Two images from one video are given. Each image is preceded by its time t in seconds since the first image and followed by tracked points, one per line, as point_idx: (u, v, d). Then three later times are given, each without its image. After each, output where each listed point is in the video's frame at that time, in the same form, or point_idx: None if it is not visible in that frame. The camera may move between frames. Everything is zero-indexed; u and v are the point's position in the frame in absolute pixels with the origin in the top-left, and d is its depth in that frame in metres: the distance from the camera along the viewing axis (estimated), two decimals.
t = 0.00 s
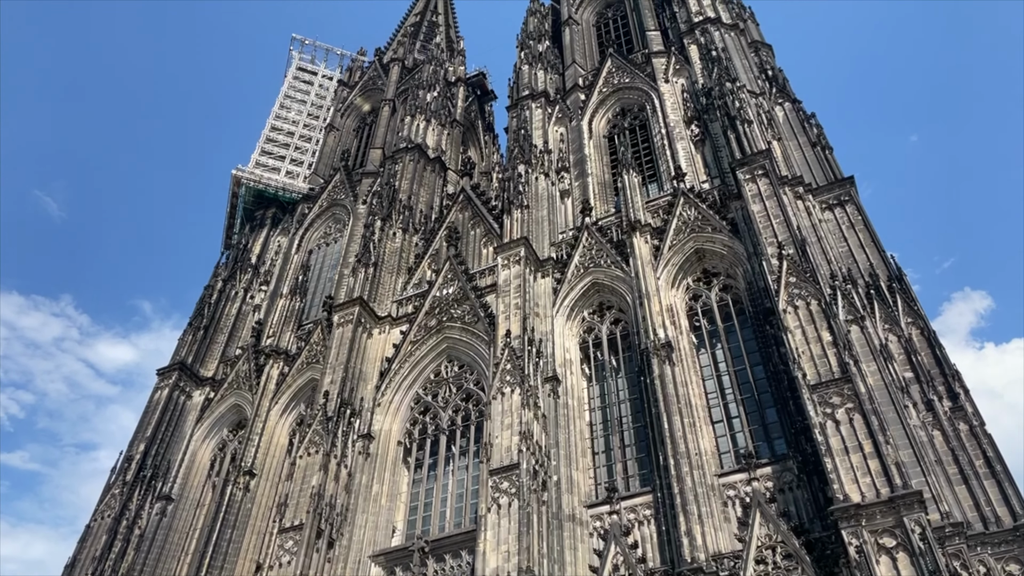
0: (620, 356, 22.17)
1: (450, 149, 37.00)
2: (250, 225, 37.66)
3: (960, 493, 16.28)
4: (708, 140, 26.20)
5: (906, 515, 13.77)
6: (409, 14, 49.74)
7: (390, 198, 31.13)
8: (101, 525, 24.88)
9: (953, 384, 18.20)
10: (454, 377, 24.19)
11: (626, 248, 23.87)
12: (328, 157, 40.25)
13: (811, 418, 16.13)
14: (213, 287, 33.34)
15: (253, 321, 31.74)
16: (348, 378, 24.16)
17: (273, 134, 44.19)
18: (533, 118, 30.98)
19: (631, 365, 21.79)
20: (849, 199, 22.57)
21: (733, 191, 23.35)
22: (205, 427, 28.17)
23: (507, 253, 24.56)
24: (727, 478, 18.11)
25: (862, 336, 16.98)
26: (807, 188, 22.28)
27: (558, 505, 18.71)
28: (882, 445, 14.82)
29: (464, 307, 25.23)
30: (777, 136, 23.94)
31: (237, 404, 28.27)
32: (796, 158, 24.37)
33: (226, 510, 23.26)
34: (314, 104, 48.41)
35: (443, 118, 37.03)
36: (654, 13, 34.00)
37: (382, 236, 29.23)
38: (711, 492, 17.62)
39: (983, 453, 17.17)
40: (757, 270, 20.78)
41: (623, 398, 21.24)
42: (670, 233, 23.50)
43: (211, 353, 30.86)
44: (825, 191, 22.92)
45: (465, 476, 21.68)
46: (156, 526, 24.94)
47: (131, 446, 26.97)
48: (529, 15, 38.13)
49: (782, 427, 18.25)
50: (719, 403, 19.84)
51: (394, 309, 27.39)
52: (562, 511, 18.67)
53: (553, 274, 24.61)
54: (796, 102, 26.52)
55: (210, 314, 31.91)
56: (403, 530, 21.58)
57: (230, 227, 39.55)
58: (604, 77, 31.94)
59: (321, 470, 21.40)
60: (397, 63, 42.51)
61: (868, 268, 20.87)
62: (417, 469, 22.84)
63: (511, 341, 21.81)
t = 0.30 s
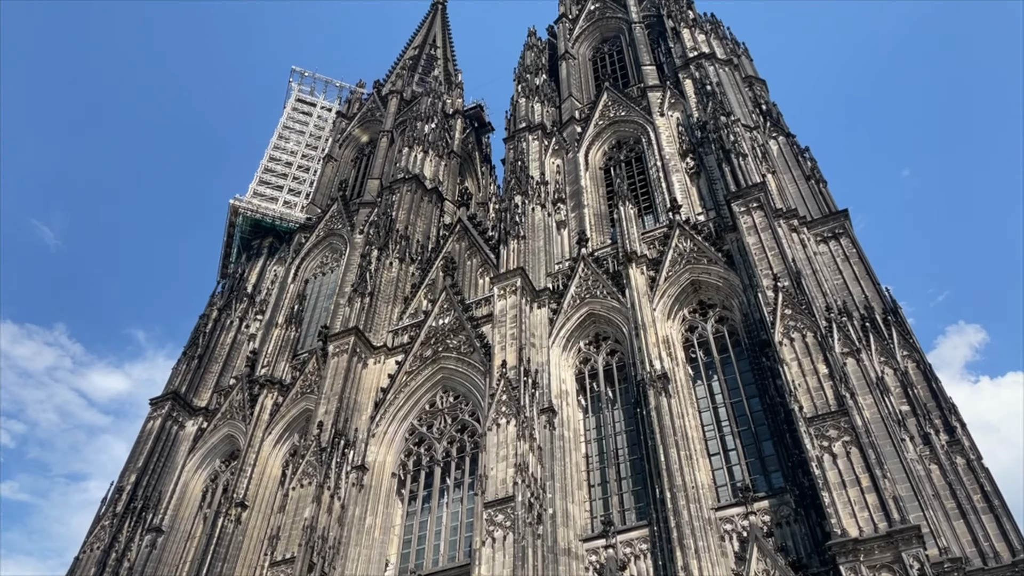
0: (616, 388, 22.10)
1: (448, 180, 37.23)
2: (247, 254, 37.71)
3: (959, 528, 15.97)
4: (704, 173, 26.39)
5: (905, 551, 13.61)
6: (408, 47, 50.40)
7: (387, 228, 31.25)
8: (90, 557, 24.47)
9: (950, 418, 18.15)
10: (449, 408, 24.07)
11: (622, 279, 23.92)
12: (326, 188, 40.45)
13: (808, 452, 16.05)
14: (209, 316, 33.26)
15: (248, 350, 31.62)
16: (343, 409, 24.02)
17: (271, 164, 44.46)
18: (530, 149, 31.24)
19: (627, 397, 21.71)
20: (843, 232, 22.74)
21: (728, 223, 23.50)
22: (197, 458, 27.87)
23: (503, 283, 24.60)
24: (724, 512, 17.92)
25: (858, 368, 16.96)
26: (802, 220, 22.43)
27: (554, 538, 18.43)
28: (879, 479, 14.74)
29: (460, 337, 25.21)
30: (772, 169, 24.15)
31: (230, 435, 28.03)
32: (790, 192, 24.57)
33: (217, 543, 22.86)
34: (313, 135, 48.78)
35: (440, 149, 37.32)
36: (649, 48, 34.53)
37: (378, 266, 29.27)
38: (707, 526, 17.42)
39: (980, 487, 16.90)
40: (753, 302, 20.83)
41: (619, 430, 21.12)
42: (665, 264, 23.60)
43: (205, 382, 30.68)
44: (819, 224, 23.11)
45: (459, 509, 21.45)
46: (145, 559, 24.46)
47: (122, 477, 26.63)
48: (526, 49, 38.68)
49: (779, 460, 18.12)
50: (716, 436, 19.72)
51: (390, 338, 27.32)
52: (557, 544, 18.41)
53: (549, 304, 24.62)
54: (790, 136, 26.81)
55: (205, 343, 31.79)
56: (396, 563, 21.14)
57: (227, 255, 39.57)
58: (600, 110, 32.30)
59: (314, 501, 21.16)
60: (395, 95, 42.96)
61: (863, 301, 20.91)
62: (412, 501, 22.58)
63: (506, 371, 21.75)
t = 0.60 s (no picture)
0: (610, 418, 22.01)
1: (443, 208, 37.38)
2: (241, 281, 37.65)
3: (953, 563, 15.27)
4: (697, 204, 26.57)
5: None
6: (405, 77, 50.89)
7: (381, 256, 31.28)
8: None
9: (943, 451, 18.09)
10: (442, 437, 23.91)
11: (617, 308, 23.96)
12: (322, 215, 40.55)
13: (802, 484, 15.96)
14: (201, 342, 33.09)
15: (240, 377, 31.44)
16: (334, 437, 23.83)
17: (267, 192, 44.59)
18: (525, 179, 31.43)
19: (621, 427, 21.61)
20: (836, 264, 22.88)
21: (722, 254, 23.62)
22: (185, 487, 27.54)
23: (498, 311, 24.60)
24: (718, 545, 17.76)
25: (852, 401, 16.92)
26: (795, 252, 22.56)
27: (547, 570, 18.19)
28: (874, 512, 14.66)
29: (454, 365, 25.13)
30: (765, 201, 24.34)
31: (220, 463, 27.73)
32: (783, 223, 24.73)
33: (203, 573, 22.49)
34: (309, 163, 49.01)
35: (436, 178, 37.54)
36: (644, 81, 34.98)
37: (372, 293, 29.23)
38: (702, 559, 17.24)
39: (975, 521, 16.54)
40: (746, 333, 20.87)
41: (613, 461, 20.99)
42: (659, 294, 23.67)
43: (196, 410, 30.42)
44: (812, 256, 23.27)
45: (451, 540, 21.20)
46: None
47: (109, 505, 26.22)
48: (522, 80, 39.12)
49: (774, 492, 17.99)
50: (710, 467, 19.60)
51: (383, 366, 27.20)
52: None
53: (543, 333, 24.60)
54: (783, 169, 27.06)
55: (196, 370, 31.58)
56: None
57: (221, 282, 39.49)
58: (595, 141, 32.60)
59: (304, 532, 20.89)
60: (392, 124, 43.31)
61: (856, 332, 20.97)
62: (403, 532, 22.30)
63: (500, 400, 21.65)
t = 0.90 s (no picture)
0: (601, 449, 21.88)
1: (436, 236, 37.44)
2: (232, 307, 37.48)
3: None
4: (689, 236, 26.70)
5: None
6: (401, 106, 51.26)
7: (373, 283, 31.23)
8: None
9: (934, 486, 18.06)
10: (431, 467, 23.70)
11: (608, 338, 23.96)
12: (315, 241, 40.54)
13: (793, 519, 15.88)
14: (190, 368, 32.83)
15: (228, 404, 31.16)
16: (322, 466, 23.58)
17: (260, 218, 44.58)
18: (518, 209, 31.57)
19: (612, 459, 21.49)
20: (826, 297, 23.01)
21: (713, 285, 23.71)
22: (170, 515, 27.11)
23: (489, 340, 24.54)
24: None
25: (843, 435, 16.76)
26: (786, 284, 22.68)
27: None
28: (865, 548, 14.61)
29: (444, 394, 25.00)
30: (756, 234, 24.49)
31: (205, 491, 27.36)
32: (774, 256, 24.86)
33: None
34: (303, 190, 49.06)
35: (429, 206, 37.67)
36: (637, 113, 35.36)
37: (363, 320, 29.13)
38: None
39: (966, 558, 16.33)
40: (737, 364, 20.89)
41: (603, 492, 20.82)
42: (651, 324, 23.70)
43: (182, 437, 30.06)
44: (803, 288, 23.39)
45: (438, 572, 20.91)
46: None
47: (91, 533, 25.78)
48: (517, 110, 39.47)
49: (764, 526, 17.84)
50: (701, 500, 19.47)
51: (373, 394, 27.03)
52: None
53: (534, 362, 24.55)
54: (774, 202, 27.30)
55: (184, 396, 31.29)
56: None
57: (211, 307, 39.29)
58: (588, 172, 32.83)
59: (290, 562, 20.56)
60: (387, 153, 43.56)
61: (846, 365, 21.03)
62: (390, 563, 21.96)
63: (490, 430, 21.51)
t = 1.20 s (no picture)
0: (590, 479, 21.71)
1: (428, 262, 37.42)
2: (220, 330, 37.25)
3: None
4: (680, 266, 26.78)
5: None
6: (395, 133, 51.53)
7: (364, 308, 31.13)
8: None
9: (924, 521, 17.99)
10: (418, 495, 23.44)
11: (599, 367, 23.90)
12: (306, 265, 40.46)
13: (782, 552, 15.68)
14: (176, 392, 32.52)
15: (215, 428, 30.83)
16: (308, 493, 23.28)
17: (252, 241, 44.49)
18: (511, 236, 31.63)
19: (601, 489, 21.31)
20: (816, 328, 23.13)
21: (704, 315, 23.76)
22: (152, 541, 26.64)
23: (479, 367, 24.43)
24: None
25: (833, 468, 16.85)
26: (776, 315, 22.76)
27: None
28: None
29: (433, 421, 24.82)
30: (747, 265, 24.60)
31: (189, 517, 26.94)
32: (765, 287, 24.94)
33: None
34: (296, 214, 49.08)
35: (422, 232, 37.72)
36: (629, 144, 35.67)
37: (353, 345, 28.97)
38: None
39: None
40: (727, 396, 20.88)
41: (592, 523, 20.63)
42: (642, 354, 23.67)
43: (167, 462, 29.67)
44: (793, 320, 23.48)
45: None
46: None
47: (71, 558, 25.31)
48: (511, 139, 39.73)
49: (753, 560, 17.61)
50: (690, 532, 19.28)
51: (361, 421, 26.80)
52: None
53: (525, 390, 24.43)
54: (765, 234, 27.48)
55: (170, 420, 30.95)
56: None
57: (200, 330, 39.01)
58: (581, 201, 33.00)
59: None
60: (380, 179, 43.71)
61: (836, 397, 21.06)
62: None
63: (479, 458, 21.33)
